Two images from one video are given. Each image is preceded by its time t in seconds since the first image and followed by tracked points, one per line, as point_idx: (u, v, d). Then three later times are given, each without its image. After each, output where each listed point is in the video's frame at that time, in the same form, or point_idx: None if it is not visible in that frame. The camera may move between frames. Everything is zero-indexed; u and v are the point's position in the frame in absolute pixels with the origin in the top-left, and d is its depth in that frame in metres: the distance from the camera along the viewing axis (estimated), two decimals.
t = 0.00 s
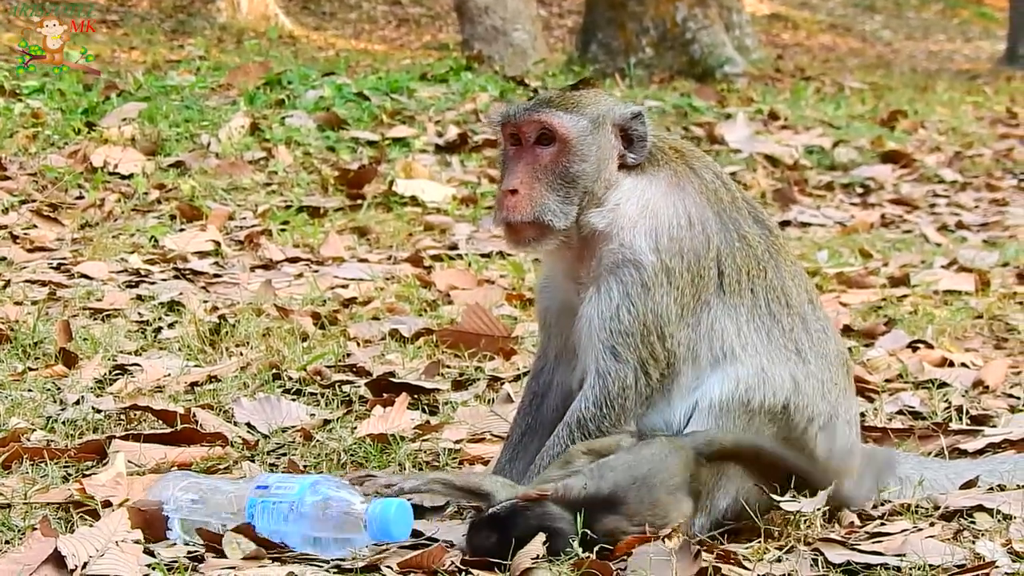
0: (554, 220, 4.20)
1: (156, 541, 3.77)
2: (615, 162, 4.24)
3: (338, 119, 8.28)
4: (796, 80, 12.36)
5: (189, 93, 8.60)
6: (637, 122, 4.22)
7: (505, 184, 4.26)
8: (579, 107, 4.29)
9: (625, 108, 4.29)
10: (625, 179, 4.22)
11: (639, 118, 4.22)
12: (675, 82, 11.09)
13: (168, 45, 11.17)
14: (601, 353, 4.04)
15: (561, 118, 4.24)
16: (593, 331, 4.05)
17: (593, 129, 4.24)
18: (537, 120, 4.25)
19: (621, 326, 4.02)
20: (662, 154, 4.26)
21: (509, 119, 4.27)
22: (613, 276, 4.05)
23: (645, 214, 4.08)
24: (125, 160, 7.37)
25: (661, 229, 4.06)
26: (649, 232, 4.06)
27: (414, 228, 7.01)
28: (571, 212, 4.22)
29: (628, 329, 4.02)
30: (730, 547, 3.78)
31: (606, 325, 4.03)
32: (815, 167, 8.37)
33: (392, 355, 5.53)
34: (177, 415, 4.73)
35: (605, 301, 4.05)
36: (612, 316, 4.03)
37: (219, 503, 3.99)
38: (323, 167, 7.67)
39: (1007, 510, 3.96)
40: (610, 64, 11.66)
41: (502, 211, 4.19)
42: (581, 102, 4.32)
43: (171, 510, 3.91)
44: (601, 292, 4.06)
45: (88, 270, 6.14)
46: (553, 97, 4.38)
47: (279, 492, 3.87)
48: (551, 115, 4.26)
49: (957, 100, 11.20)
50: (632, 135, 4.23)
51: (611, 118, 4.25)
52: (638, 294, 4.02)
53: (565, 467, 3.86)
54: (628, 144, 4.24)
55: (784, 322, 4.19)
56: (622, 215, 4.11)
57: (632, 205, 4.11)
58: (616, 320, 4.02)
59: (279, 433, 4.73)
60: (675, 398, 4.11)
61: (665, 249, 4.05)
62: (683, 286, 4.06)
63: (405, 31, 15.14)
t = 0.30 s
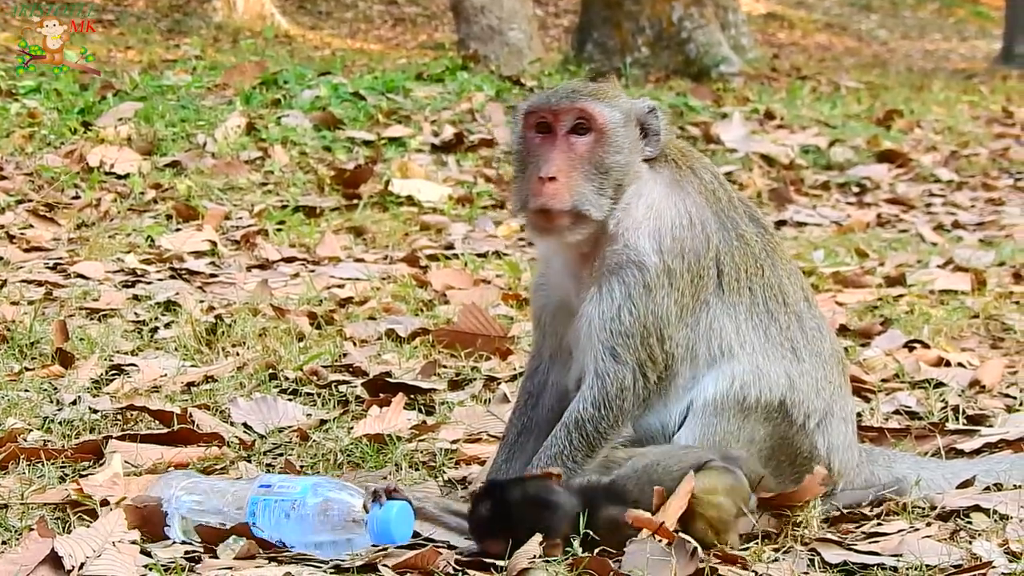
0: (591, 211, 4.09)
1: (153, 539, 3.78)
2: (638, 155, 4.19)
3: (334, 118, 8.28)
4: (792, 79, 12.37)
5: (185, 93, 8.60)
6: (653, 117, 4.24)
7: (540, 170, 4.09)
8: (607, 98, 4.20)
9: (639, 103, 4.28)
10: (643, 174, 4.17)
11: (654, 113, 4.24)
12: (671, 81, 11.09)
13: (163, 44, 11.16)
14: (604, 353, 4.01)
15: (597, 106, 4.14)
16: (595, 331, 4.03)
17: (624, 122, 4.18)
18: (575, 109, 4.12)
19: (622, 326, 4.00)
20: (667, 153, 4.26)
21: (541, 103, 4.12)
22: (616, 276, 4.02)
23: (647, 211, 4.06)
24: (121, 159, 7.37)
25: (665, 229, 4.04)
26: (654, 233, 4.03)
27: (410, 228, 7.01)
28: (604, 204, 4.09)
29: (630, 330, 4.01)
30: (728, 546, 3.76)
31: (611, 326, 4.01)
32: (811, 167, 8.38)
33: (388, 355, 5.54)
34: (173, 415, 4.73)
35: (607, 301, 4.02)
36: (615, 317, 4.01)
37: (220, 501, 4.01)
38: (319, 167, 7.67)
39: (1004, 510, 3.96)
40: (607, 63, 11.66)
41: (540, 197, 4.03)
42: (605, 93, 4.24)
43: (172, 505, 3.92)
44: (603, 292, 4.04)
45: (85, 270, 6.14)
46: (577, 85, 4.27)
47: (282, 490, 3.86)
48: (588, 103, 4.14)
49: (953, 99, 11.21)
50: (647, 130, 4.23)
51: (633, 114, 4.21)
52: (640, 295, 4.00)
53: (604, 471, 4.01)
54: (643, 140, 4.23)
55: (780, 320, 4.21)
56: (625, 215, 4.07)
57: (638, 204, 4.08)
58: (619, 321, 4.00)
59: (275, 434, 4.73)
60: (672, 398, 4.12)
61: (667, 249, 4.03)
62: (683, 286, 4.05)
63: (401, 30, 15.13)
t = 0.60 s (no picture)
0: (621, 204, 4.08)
1: (150, 538, 3.78)
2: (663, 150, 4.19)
3: (332, 118, 8.28)
4: (790, 79, 12.37)
5: (183, 93, 8.59)
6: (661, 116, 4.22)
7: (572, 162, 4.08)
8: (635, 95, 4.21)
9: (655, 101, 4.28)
10: (662, 172, 4.17)
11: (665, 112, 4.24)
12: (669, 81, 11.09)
13: (160, 45, 11.16)
14: (606, 353, 4.03)
15: (626, 103, 4.14)
16: (598, 330, 4.05)
17: (649, 120, 4.18)
18: (607, 101, 4.11)
19: (625, 328, 4.04)
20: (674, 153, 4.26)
21: (572, 97, 4.12)
22: (621, 276, 4.07)
23: (652, 212, 4.10)
24: (119, 159, 7.36)
25: (669, 230, 4.08)
26: (659, 233, 4.08)
27: (407, 228, 7.01)
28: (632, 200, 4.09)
29: (632, 331, 4.04)
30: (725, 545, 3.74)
31: (615, 326, 4.04)
32: (809, 167, 8.38)
33: (385, 356, 5.53)
34: (170, 415, 4.73)
35: (611, 301, 4.07)
36: (619, 318, 4.05)
37: (217, 501, 4.01)
38: (316, 167, 7.66)
39: (999, 509, 3.95)
40: (604, 63, 11.66)
41: (575, 188, 4.01)
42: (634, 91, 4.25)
43: (168, 503, 3.93)
44: (608, 292, 4.08)
45: (82, 271, 6.14)
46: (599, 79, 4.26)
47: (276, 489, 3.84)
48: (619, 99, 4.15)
49: (950, 99, 11.21)
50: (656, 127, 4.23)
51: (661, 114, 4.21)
52: (644, 295, 4.05)
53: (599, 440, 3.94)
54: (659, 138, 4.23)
55: (778, 317, 4.19)
56: (637, 211, 4.10)
57: (649, 205, 4.11)
58: (621, 322, 4.04)
59: (272, 433, 4.72)
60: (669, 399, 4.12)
61: (671, 250, 4.08)
62: (684, 288, 4.09)
63: (398, 31, 15.13)
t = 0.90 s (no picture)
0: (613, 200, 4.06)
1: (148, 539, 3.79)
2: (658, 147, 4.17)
3: (329, 117, 8.28)
4: (788, 78, 12.38)
5: (180, 92, 8.59)
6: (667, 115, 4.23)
7: (558, 156, 4.05)
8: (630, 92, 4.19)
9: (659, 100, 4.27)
10: (658, 169, 4.16)
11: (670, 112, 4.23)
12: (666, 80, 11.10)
13: (158, 44, 11.15)
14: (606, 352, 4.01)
15: (619, 98, 4.11)
16: (599, 331, 4.02)
17: (643, 115, 4.16)
18: (597, 97, 4.08)
19: (627, 328, 4.01)
20: (677, 154, 4.27)
21: (564, 93, 4.08)
22: (624, 276, 4.06)
23: (655, 213, 4.10)
24: (116, 159, 7.36)
25: (672, 230, 4.09)
26: (662, 234, 4.08)
27: (405, 227, 7.00)
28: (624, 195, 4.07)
29: (635, 331, 4.02)
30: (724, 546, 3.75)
31: (616, 325, 4.02)
32: (806, 166, 8.39)
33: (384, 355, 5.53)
34: (168, 415, 4.73)
35: (614, 302, 4.04)
36: (620, 317, 4.02)
37: (214, 499, 4.00)
38: (314, 166, 7.66)
39: (998, 508, 3.95)
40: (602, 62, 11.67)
41: (561, 183, 3.98)
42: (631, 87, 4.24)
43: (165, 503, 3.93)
44: (610, 292, 4.06)
45: (80, 270, 6.14)
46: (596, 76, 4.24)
47: (273, 491, 3.87)
48: (611, 95, 4.12)
49: (948, 98, 11.23)
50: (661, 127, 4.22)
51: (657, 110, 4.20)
52: (647, 296, 4.04)
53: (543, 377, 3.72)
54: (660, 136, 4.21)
55: (780, 317, 4.20)
56: (638, 215, 4.09)
57: (651, 205, 4.10)
58: (622, 321, 4.02)
59: (270, 433, 4.72)
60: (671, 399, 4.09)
61: (674, 250, 4.08)
62: (686, 289, 4.09)
63: (396, 30, 15.12)
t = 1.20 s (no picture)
0: (577, 190, 4.08)
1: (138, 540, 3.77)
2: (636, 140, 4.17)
3: (320, 116, 8.27)
4: (778, 78, 12.40)
5: (171, 90, 8.58)
6: (655, 111, 4.21)
7: (525, 150, 4.12)
8: (604, 85, 4.21)
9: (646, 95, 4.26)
10: (640, 165, 4.16)
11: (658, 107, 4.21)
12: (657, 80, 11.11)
13: (149, 42, 11.15)
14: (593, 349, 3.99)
15: (588, 91, 4.15)
16: (586, 328, 4.01)
17: (617, 106, 4.17)
18: (563, 91, 4.14)
19: (615, 326, 4.00)
20: (667, 152, 4.24)
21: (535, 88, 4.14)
22: (612, 274, 4.03)
23: (642, 211, 4.06)
24: (107, 157, 7.34)
25: (661, 228, 4.06)
26: (651, 232, 4.04)
27: (396, 226, 6.99)
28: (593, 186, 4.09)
29: (622, 329, 3.99)
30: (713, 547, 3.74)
31: (602, 321, 4.00)
32: (797, 166, 8.39)
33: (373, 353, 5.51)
34: (158, 412, 4.71)
35: (602, 299, 4.02)
36: (607, 314, 4.00)
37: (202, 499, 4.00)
38: (304, 165, 7.66)
39: (987, 507, 3.95)
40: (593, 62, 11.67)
41: (525, 176, 4.03)
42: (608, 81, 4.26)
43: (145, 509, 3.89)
44: (597, 289, 4.04)
45: (70, 268, 6.12)
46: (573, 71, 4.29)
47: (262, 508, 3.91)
48: (579, 88, 4.16)
49: (939, 98, 11.25)
50: (647, 122, 4.21)
51: (636, 102, 4.19)
52: (634, 294, 4.01)
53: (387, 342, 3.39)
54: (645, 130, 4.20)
55: (771, 317, 4.20)
56: (626, 212, 4.06)
57: (637, 203, 4.07)
58: (609, 318, 4.00)
59: (260, 431, 4.72)
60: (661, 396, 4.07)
61: (663, 249, 4.04)
62: (675, 288, 4.06)
63: (387, 29, 15.12)
